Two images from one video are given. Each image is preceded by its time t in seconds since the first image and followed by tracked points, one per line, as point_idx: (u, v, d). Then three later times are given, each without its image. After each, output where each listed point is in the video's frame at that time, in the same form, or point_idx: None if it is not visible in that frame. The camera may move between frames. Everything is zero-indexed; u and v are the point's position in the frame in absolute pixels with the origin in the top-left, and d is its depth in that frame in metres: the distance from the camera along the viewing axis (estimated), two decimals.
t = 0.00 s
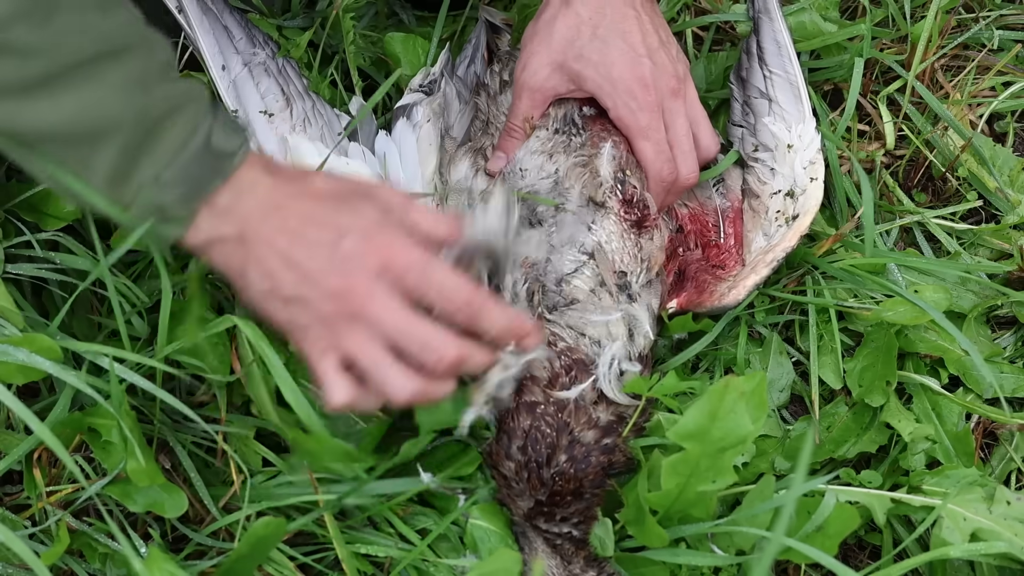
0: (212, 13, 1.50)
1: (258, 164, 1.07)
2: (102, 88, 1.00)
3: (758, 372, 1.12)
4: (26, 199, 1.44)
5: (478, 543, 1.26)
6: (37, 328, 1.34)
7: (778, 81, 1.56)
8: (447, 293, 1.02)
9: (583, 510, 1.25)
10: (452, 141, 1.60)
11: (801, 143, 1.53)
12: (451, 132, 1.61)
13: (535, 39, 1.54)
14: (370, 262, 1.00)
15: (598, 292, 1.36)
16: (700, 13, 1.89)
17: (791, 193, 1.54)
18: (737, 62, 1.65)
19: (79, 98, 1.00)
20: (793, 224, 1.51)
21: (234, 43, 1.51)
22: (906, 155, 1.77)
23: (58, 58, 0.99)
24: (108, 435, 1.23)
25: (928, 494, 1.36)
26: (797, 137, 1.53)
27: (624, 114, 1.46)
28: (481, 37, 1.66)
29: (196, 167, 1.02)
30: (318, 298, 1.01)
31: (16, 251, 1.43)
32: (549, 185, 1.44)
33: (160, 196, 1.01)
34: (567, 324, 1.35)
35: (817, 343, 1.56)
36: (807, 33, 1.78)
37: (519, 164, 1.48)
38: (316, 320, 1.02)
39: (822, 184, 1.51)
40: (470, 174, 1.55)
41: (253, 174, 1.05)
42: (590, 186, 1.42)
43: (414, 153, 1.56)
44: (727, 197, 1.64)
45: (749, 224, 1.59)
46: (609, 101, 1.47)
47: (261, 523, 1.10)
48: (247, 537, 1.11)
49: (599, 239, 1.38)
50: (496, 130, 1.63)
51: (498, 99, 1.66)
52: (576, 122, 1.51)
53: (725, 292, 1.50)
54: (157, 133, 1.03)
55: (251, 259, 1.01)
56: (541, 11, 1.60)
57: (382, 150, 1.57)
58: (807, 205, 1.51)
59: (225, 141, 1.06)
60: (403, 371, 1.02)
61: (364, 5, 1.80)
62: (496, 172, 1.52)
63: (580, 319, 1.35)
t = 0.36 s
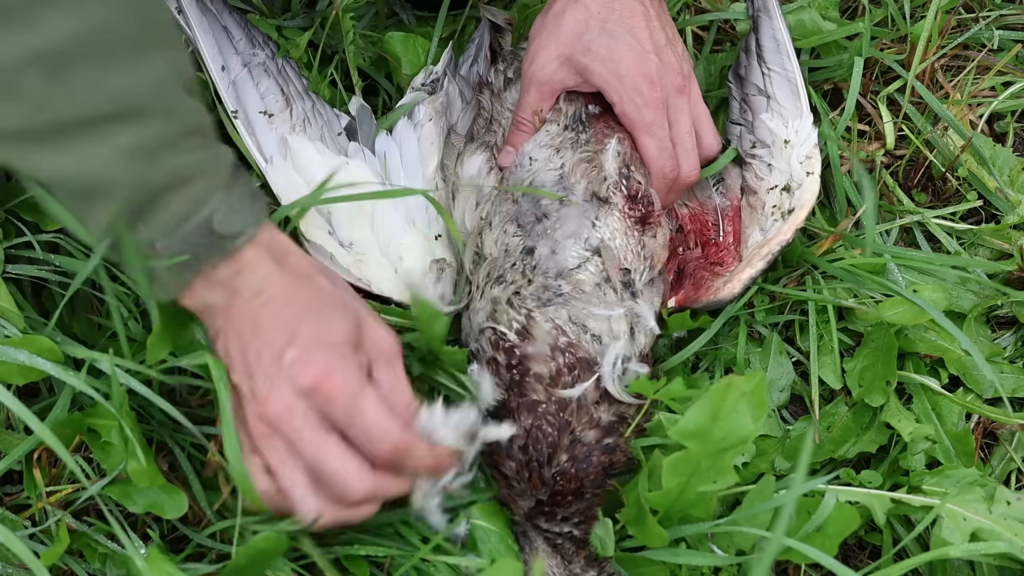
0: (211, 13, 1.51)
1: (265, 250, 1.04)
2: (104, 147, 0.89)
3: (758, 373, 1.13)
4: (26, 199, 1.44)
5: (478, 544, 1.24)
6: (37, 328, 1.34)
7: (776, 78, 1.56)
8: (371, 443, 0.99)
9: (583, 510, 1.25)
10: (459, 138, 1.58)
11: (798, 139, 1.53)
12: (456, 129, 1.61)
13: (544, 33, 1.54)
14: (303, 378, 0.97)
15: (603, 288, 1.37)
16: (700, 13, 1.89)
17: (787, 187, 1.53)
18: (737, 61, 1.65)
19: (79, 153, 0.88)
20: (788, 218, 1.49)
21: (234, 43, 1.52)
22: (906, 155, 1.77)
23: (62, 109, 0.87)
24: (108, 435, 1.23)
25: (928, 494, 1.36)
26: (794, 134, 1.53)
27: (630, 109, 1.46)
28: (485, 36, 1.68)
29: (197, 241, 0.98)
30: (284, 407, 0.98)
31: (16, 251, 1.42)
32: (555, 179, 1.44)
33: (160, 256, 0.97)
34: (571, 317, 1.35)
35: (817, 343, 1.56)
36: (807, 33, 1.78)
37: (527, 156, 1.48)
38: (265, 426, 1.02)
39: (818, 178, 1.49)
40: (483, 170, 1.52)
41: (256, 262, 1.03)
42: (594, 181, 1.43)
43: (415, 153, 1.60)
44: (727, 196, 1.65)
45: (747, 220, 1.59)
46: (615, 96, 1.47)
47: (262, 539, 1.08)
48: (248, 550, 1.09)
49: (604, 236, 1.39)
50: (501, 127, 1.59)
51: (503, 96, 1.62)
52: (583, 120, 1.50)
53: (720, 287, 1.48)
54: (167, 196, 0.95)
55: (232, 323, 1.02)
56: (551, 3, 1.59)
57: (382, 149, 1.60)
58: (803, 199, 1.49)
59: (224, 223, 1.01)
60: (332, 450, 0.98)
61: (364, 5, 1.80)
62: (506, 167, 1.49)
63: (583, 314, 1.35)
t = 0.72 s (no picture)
0: (208, 18, 1.51)
1: (277, 197, 1.14)
2: (126, 110, 1.04)
3: (758, 372, 1.12)
4: (26, 199, 1.44)
5: (477, 542, 1.28)
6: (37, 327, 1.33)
7: (776, 79, 1.56)
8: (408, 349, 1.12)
9: (583, 510, 1.24)
10: (460, 136, 1.59)
11: (797, 140, 1.53)
12: (457, 128, 1.60)
13: (552, 31, 1.54)
14: (340, 303, 1.09)
15: (602, 291, 1.37)
16: (700, 13, 1.89)
17: (788, 189, 1.53)
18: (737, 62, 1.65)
19: (101, 116, 1.04)
20: (789, 219, 1.49)
21: (230, 47, 1.51)
22: (906, 155, 1.77)
23: (86, 72, 1.03)
24: (108, 435, 1.23)
25: (928, 494, 1.36)
26: (793, 134, 1.53)
27: (635, 113, 1.46)
28: (486, 36, 1.70)
29: (209, 197, 1.08)
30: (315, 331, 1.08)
31: (16, 251, 1.42)
32: (556, 179, 1.45)
33: (160, 219, 1.08)
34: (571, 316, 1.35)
35: (817, 343, 1.56)
36: (806, 34, 1.78)
37: (530, 156, 1.50)
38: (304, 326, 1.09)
39: (819, 179, 1.49)
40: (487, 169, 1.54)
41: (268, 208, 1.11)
42: (596, 181, 1.43)
43: (415, 152, 1.56)
44: (727, 197, 1.64)
45: (747, 222, 1.59)
46: (621, 99, 1.47)
47: (261, 524, 1.09)
48: (249, 540, 1.10)
49: (603, 238, 1.39)
50: (502, 127, 1.63)
51: (505, 96, 1.67)
52: (587, 121, 1.51)
53: (721, 287, 1.49)
54: (179, 155, 1.07)
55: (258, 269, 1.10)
56: (559, 4, 1.60)
57: (381, 149, 1.58)
58: (803, 200, 1.49)
59: (242, 174, 1.11)
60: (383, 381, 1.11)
61: (364, 5, 1.80)
62: (510, 166, 1.53)
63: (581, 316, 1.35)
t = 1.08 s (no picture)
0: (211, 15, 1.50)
1: (345, 193, 1.13)
2: (196, 112, 1.04)
3: (758, 372, 1.12)
4: (26, 199, 1.44)
5: (477, 541, 1.25)
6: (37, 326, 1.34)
7: (775, 79, 1.56)
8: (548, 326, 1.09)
9: (583, 507, 1.23)
10: (460, 136, 1.61)
11: (797, 139, 1.53)
12: (457, 128, 1.62)
13: (550, 31, 1.55)
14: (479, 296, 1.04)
15: (608, 293, 1.32)
16: (700, 13, 1.89)
17: (787, 188, 1.53)
18: (736, 62, 1.65)
19: (172, 122, 1.03)
20: (788, 219, 1.49)
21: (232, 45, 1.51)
22: (906, 155, 1.77)
23: (150, 78, 1.03)
24: (111, 436, 1.23)
25: (928, 494, 1.36)
26: (793, 134, 1.53)
27: (632, 112, 1.46)
28: (486, 36, 1.69)
29: (289, 192, 1.07)
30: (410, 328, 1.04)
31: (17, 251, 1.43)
32: (557, 179, 1.43)
33: (252, 221, 1.04)
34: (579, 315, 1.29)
35: (817, 343, 1.56)
36: (806, 34, 1.78)
37: (530, 155, 1.49)
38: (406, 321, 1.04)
39: (818, 179, 1.49)
40: (485, 168, 1.54)
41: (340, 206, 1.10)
42: (596, 181, 1.41)
43: (415, 152, 1.59)
44: (727, 197, 1.65)
45: (746, 221, 1.59)
46: (617, 98, 1.47)
47: (261, 522, 1.09)
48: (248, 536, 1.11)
49: (606, 239, 1.36)
50: (501, 127, 1.62)
51: (504, 96, 1.66)
52: (586, 120, 1.51)
53: (720, 286, 1.48)
54: (250, 155, 1.06)
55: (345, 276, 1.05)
56: (558, 3, 1.60)
57: (381, 149, 1.57)
58: (803, 200, 1.49)
59: (310, 168, 1.11)
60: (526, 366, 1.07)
61: (364, 5, 1.80)
62: (508, 165, 1.52)
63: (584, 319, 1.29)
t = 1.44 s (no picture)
0: (211, 13, 1.47)
1: (168, 283, 1.02)
2: (10, 164, 0.96)
3: (758, 373, 1.13)
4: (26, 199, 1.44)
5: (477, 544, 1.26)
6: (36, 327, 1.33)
7: (775, 80, 1.55)
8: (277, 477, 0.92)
9: (583, 511, 1.23)
10: (461, 135, 1.60)
11: (796, 140, 1.53)
12: (457, 128, 1.62)
13: (553, 31, 1.54)
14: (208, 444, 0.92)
15: (608, 288, 1.36)
16: (700, 13, 1.89)
17: (785, 188, 1.53)
18: (737, 63, 1.64)
19: None
20: (787, 219, 1.49)
21: (233, 43, 1.49)
22: (906, 155, 1.77)
23: None
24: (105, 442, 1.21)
25: (928, 494, 1.36)
26: (793, 135, 1.53)
27: (637, 112, 1.47)
28: (489, 36, 1.70)
29: (86, 272, 1.00)
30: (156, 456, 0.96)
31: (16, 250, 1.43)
32: (559, 176, 1.44)
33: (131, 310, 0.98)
34: (572, 312, 1.33)
35: (817, 343, 1.56)
36: (806, 34, 1.78)
37: (532, 153, 1.49)
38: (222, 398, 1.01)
39: (816, 179, 1.49)
40: (488, 167, 1.52)
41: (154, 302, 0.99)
42: (598, 179, 1.42)
43: (415, 153, 1.59)
44: (727, 198, 1.65)
45: (745, 222, 1.59)
46: (622, 98, 1.47)
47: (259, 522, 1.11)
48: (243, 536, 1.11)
49: (608, 237, 1.39)
50: (502, 127, 1.62)
51: (506, 96, 1.65)
52: (588, 120, 1.51)
53: (719, 286, 1.49)
54: (60, 213, 1.00)
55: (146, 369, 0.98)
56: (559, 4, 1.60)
57: (382, 149, 1.59)
58: (801, 200, 1.49)
59: (128, 246, 1.03)
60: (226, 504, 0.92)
61: (364, 5, 1.80)
62: (510, 165, 1.51)
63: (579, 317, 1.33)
